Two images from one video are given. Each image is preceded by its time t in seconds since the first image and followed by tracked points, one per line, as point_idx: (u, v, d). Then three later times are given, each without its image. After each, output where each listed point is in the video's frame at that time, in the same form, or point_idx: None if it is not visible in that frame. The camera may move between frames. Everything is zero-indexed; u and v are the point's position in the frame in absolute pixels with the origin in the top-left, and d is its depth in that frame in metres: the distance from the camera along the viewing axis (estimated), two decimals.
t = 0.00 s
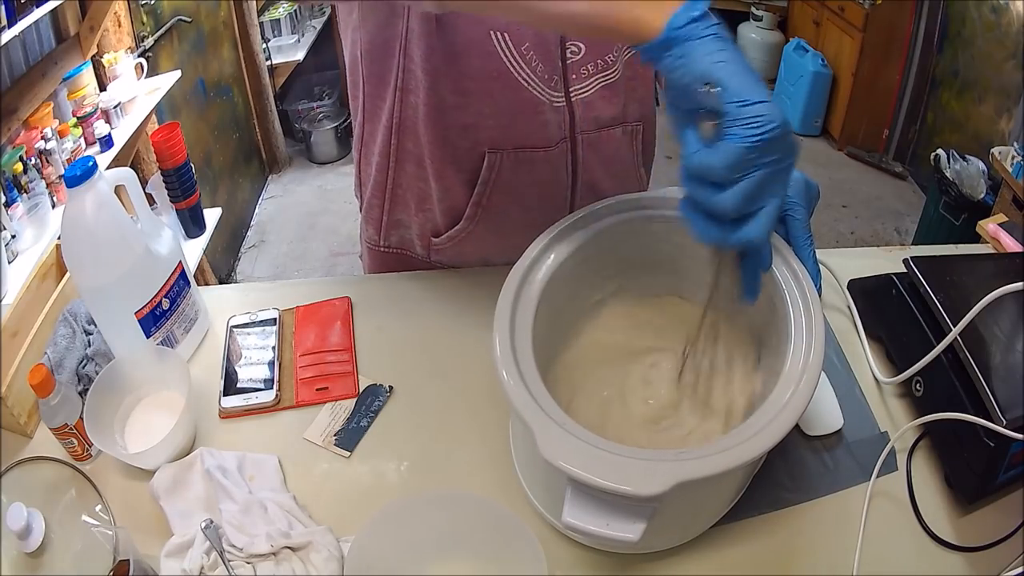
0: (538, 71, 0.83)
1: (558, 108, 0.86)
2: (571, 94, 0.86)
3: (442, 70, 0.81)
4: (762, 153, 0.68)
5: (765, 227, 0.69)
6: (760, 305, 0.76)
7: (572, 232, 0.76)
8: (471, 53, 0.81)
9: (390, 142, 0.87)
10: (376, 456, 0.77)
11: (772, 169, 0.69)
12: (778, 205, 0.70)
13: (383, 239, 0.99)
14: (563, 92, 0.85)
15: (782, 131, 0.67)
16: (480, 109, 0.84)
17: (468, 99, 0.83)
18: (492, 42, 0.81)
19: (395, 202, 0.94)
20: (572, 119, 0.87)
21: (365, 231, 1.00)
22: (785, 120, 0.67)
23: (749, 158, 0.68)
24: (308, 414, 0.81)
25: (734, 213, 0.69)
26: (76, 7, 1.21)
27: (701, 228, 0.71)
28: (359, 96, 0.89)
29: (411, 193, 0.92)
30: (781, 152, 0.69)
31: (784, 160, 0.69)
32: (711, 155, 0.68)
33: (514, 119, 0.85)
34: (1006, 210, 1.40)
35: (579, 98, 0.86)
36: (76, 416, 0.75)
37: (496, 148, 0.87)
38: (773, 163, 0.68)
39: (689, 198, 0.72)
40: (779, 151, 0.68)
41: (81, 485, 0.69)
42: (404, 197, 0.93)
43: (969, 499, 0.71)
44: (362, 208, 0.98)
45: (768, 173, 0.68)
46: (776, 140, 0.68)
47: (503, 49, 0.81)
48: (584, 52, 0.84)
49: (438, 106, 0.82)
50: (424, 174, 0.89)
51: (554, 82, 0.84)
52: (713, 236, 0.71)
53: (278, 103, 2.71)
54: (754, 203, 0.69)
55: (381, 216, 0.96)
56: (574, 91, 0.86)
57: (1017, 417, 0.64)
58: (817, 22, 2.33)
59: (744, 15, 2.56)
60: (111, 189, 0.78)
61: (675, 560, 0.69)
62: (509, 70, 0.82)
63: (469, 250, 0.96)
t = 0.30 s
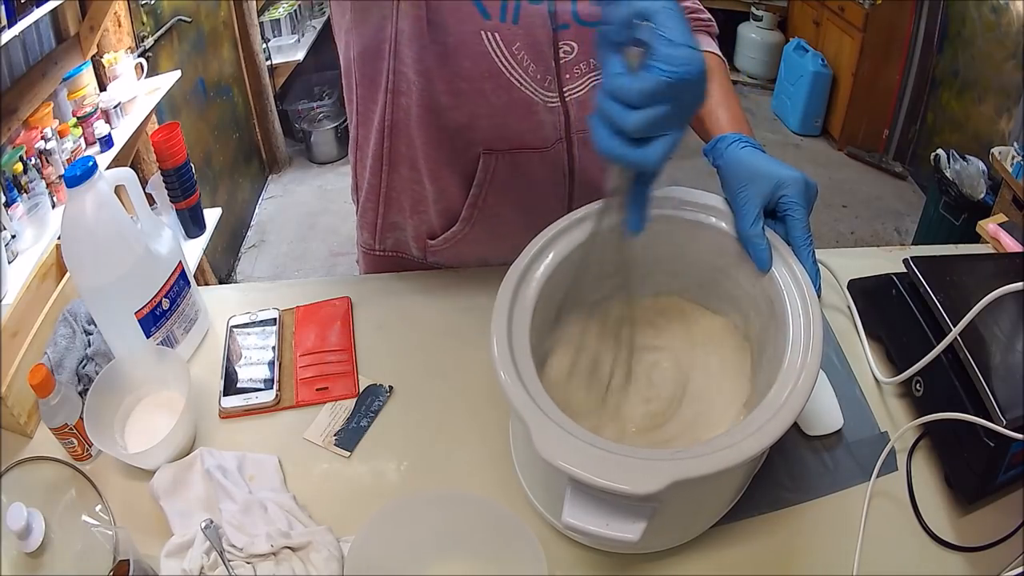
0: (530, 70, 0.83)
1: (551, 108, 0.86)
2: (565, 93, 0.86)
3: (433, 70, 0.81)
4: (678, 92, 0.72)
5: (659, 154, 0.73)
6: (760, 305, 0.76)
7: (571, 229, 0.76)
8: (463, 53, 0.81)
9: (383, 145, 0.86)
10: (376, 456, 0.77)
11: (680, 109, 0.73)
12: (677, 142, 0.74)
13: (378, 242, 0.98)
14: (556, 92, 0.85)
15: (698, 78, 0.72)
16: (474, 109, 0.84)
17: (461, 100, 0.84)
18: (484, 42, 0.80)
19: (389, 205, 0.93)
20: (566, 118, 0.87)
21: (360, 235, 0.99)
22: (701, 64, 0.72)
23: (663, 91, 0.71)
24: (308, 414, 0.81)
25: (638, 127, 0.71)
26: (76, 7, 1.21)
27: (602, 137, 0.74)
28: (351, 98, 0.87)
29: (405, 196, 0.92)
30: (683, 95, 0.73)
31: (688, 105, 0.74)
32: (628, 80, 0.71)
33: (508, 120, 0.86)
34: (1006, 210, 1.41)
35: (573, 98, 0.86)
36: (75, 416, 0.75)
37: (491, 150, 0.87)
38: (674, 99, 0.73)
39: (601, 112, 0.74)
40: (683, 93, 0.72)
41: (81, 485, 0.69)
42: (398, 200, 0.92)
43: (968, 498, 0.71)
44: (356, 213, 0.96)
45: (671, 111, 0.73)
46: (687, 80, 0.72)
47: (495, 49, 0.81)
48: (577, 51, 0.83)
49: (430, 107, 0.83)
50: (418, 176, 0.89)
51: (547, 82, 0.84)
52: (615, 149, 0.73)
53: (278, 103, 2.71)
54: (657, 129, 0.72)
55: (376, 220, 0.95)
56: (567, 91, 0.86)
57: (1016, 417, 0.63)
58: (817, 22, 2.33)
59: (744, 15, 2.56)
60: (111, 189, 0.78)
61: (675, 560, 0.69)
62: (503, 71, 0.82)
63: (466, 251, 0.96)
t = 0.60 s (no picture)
0: (529, 71, 0.84)
1: (550, 108, 0.86)
2: (563, 94, 0.86)
3: (431, 72, 0.81)
4: (760, 156, 0.66)
5: (761, 233, 0.68)
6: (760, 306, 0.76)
7: (574, 231, 0.77)
8: (463, 55, 0.81)
9: (381, 148, 0.87)
10: (376, 456, 0.77)
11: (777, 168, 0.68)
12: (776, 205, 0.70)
13: (375, 246, 0.98)
14: (554, 93, 0.86)
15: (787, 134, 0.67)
16: (472, 112, 0.84)
17: (460, 102, 0.83)
18: (484, 44, 0.81)
19: (387, 208, 0.94)
20: (564, 120, 0.87)
21: (357, 239, 0.99)
22: (781, 123, 0.66)
23: (745, 160, 0.66)
24: (308, 414, 0.81)
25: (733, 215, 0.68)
26: (76, 7, 1.21)
27: (696, 228, 0.71)
28: (348, 104, 0.88)
29: (402, 200, 0.92)
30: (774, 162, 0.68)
31: (782, 162, 0.68)
32: (710, 159, 0.66)
33: (507, 121, 0.85)
34: (1006, 210, 1.41)
35: (570, 98, 0.87)
36: (75, 416, 0.75)
37: (490, 151, 0.87)
38: (779, 166, 0.68)
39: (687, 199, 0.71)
40: (779, 155, 0.67)
41: (81, 485, 0.69)
42: (396, 203, 0.93)
43: (968, 498, 0.71)
44: (353, 216, 0.97)
45: (767, 177, 0.67)
46: (774, 141, 0.66)
47: (494, 51, 0.82)
48: (575, 51, 0.85)
49: (428, 109, 0.83)
50: (415, 180, 0.90)
51: (546, 82, 0.85)
52: (708, 237, 0.70)
53: (278, 103, 2.71)
54: (752, 205, 0.68)
55: (373, 223, 0.96)
56: (565, 92, 0.86)
57: (1016, 417, 0.64)
58: (817, 22, 2.33)
59: (745, 14, 2.56)
60: (111, 189, 0.78)
61: (674, 560, 0.69)
62: (502, 73, 0.83)
63: (464, 253, 0.96)
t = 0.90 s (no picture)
0: (524, 70, 0.83)
1: (544, 107, 0.86)
2: (557, 92, 0.86)
3: (423, 73, 0.81)
4: (700, 92, 0.67)
5: (681, 156, 0.70)
6: (758, 306, 0.76)
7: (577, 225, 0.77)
8: (457, 55, 0.81)
9: (378, 147, 0.87)
10: (376, 456, 0.77)
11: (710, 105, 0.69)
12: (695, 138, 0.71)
13: (373, 246, 0.98)
14: (549, 92, 0.85)
15: (722, 80, 0.68)
16: (468, 112, 0.84)
17: (456, 102, 0.84)
18: (478, 44, 0.81)
19: (384, 208, 0.94)
20: (558, 118, 0.87)
21: (355, 239, 0.99)
22: (722, 70, 0.68)
23: (686, 94, 0.67)
24: (308, 414, 0.81)
25: (658, 134, 0.68)
26: (76, 7, 1.21)
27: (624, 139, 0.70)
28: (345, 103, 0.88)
29: (400, 199, 0.92)
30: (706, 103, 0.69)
31: (711, 104, 0.69)
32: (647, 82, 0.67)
33: (502, 121, 0.85)
34: (1006, 210, 1.41)
35: (565, 97, 0.86)
36: (75, 416, 0.75)
37: (486, 150, 0.87)
38: (709, 102, 0.69)
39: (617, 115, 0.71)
40: (708, 99, 0.69)
41: (81, 485, 0.69)
42: (393, 202, 0.93)
43: (968, 498, 0.71)
44: (351, 215, 0.97)
45: (693, 112, 0.68)
46: (710, 83, 0.67)
47: (488, 51, 0.81)
48: (569, 50, 0.83)
49: (424, 109, 0.83)
50: (412, 180, 0.90)
51: (540, 81, 0.84)
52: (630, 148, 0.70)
53: (278, 103, 2.71)
54: (675, 131, 0.69)
55: (371, 222, 0.95)
56: (560, 91, 0.85)
57: (1016, 417, 0.64)
58: (817, 22, 2.33)
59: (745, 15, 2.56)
60: (110, 189, 0.78)
61: (675, 560, 0.69)
62: (497, 72, 0.82)
63: (461, 253, 0.96)
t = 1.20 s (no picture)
0: (525, 70, 0.84)
1: (545, 106, 0.86)
2: (558, 91, 0.86)
3: (424, 73, 0.81)
4: (718, 141, 0.60)
5: (718, 224, 0.62)
6: (759, 307, 0.76)
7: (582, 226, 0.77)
8: (456, 55, 0.81)
9: (377, 149, 0.87)
10: (376, 456, 0.77)
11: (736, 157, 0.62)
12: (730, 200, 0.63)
13: (374, 247, 0.98)
14: (550, 91, 0.85)
15: (742, 121, 0.61)
16: (469, 112, 0.84)
17: (456, 102, 0.84)
18: (479, 44, 0.81)
19: (385, 209, 0.94)
20: (559, 118, 0.87)
21: (356, 240, 0.99)
22: (739, 106, 0.61)
23: (698, 144, 0.60)
24: (308, 414, 0.81)
25: (687, 201, 0.61)
26: (76, 7, 1.21)
27: (658, 221, 0.63)
28: (343, 105, 0.88)
29: (400, 200, 0.92)
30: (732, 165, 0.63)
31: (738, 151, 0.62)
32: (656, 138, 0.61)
33: (503, 121, 0.86)
34: (1006, 210, 1.41)
35: (566, 96, 0.86)
36: (75, 416, 0.75)
37: (487, 150, 0.87)
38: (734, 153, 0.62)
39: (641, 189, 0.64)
40: (736, 156, 0.62)
41: (81, 485, 0.69)
42: (393, 204, 0.93)
43: (968, 498, 0.71)
44: (352, 217, 0.97)
45: (721, 165, 0.61)
46: (730, 124, 0.60)
47: (489, 50, 0.82)
48: (570, 49, 0.84)
49: (424, 110, 0.83)
50: (413, 180, 0.90)
51: (542, 80, 0.85)
52: (657, 226, 0.63)
53: (278, 103, 2.71)
54: (703, 195, 0.61)
55: (371, 223, 0.95)
56: (561, 90, 0.86)
57: (1016, 417, 0.64)
58: (817, 22, 2.33)
59: (745, 14, 2.56)
60: (111, 189, 0.78)
61: (675, 560, 0.69)
62: (497, 72, 0.83)
63: (463, 253, 0.96)
